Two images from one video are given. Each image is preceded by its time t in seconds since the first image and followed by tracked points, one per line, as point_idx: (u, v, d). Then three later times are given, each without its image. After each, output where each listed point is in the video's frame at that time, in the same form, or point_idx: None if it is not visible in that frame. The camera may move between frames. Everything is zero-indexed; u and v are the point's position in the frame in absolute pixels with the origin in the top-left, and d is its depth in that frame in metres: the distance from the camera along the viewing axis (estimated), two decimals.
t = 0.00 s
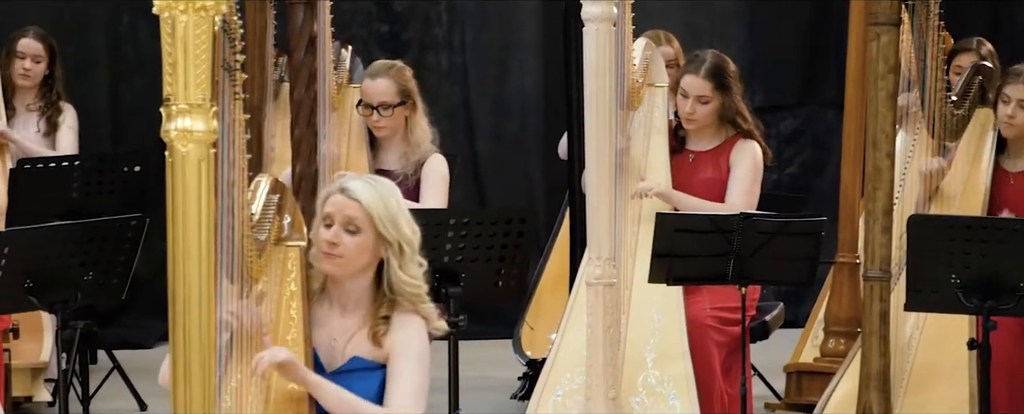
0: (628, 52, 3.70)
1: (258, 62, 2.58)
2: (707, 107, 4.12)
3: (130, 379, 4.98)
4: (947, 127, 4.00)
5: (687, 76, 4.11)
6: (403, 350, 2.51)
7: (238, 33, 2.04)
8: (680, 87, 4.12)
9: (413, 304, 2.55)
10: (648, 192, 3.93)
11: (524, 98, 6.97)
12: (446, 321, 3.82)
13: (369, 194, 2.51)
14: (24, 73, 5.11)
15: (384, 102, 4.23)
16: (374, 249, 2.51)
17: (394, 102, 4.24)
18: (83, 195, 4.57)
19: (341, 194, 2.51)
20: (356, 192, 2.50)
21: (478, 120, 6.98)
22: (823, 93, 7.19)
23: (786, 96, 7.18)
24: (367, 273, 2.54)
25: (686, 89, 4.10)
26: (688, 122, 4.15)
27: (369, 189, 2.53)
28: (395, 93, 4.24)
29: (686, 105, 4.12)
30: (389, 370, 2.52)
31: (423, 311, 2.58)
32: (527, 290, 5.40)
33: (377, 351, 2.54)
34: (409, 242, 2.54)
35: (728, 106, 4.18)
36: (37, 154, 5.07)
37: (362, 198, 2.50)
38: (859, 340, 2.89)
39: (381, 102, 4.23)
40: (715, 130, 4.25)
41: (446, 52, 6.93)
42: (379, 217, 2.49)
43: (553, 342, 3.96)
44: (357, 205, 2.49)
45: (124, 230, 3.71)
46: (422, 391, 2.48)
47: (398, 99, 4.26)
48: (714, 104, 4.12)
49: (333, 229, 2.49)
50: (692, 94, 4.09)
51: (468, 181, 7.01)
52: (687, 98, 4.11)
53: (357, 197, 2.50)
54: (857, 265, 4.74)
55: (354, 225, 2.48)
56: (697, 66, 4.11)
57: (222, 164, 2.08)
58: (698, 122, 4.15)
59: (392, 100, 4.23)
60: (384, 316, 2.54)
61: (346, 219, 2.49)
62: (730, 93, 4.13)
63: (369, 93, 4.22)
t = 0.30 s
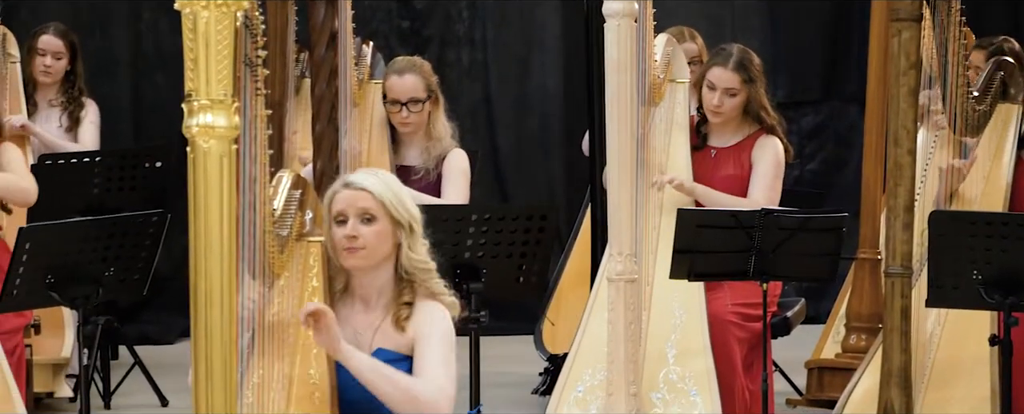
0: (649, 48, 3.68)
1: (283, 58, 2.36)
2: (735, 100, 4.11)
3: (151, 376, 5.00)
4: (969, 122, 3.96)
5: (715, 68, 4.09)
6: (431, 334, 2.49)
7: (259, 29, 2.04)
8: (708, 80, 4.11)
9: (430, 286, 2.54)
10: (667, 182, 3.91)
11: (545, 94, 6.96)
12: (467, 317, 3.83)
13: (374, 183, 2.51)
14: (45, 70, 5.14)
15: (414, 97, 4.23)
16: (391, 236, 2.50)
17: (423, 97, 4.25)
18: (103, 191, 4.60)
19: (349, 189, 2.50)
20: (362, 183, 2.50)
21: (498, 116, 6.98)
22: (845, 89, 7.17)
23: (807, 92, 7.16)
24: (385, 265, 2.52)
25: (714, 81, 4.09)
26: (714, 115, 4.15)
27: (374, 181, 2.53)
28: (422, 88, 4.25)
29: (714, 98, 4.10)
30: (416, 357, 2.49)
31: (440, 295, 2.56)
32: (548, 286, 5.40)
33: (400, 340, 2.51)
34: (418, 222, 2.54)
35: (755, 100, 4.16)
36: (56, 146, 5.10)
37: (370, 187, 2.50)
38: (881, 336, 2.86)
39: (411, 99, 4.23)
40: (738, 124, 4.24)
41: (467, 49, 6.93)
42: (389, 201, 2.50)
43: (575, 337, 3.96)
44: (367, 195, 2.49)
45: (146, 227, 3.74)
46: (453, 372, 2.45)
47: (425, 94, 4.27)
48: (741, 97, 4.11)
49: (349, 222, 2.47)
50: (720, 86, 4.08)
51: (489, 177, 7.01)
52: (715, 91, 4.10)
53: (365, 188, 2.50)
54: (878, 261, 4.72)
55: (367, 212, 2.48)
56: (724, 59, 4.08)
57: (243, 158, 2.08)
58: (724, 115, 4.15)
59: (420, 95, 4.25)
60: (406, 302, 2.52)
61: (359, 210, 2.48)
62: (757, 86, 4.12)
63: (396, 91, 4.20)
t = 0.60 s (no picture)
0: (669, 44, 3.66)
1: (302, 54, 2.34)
2: (758, 92, 4.10)
3: (172, 372, 5.01)
4: (988, 119, 3.90)
5: (739, 60, 4.08)
6: (448, 342, 2.48)
7: (279, 25, 2.03)
8: (731, 72, 4.10)
9: (454, 292, 2.54)
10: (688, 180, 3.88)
11: (565, 90, 6.96)
12: (487, 314, 3.82)
13: (412, 183, 2.51)
14: (64, 66, 5.16)
15: (437, 91, 4.23)
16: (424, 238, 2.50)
17: (446, 91, 4.25)
18: (124, 187, 4.61)
19: (384, 187, 2.49)
20: (400, 182, 2.49)
21: (518, 112, 6.97)
22: (865, 85, 7.14)
23: (828, 89, 7.13)
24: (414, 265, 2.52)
25: (737, 75, 4.08)
26: (737, 108, 4.13)
27: (409, 181, 2.52)
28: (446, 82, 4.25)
29: (737, 90, 4.09)
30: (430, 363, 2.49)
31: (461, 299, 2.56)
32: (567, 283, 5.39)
33: (418, 342, 2.51)
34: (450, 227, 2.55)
35: (777, 93, 4.15)
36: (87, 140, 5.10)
37: (408, 187, 2.49)
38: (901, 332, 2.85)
39: (433, 92, 4.22)
40: (759, 120, 4.22)
41: (487, 45, 6.92)
42: (427, 204, 2.50)
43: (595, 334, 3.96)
44: (405, 195, 2.48)
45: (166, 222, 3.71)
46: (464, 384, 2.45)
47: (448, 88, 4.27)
48: (764, 90, 4.10)
49: (385, 222, 2.47)
50: (744, 79, 4.06)
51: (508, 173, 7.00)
52: (739, 83, 4.08)
53: (403, 187, 2.49)
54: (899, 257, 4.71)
55: (405, 214, 2.48)
56: (747, 53, 4.08)
57: (263, 155, 2.08)
58: (748, 108, 4.13)
59: (444, 89, 4.24)
60: (426, 307, 2.52)
61: (396, 210, 2.48)
62: (781, 79, 4.12)
63: (419, 84, 4.21)
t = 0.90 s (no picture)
0: (690, 41, 3.64)
1: (323, 54, 2.29)
2: (780, 86, 4.08)
3: (194, 370, 5.02)
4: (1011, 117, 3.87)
5: (762, 54, 4.07)
6: (471, 315, 2.41)
7: (302, 24, 2.03)
8: (753, 66, 4.09)
9: (467, 283, 2.47)
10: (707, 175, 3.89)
11: (586, 89, 6.95)
12: (509, 310, 3.87)
13: (408, 186, 2.43)
14: (79, 65, 5.20)
15: (463, 85, 4.29)
16: (423, 240, 2.43)
17: (473, 87, 4.30)
18: (145, 185, 4.62)
19: (382, 188, 2.42)
20: (395, 186, 2.41)
21: (540, 110, 6.96)
22: (887, 83, 7.10)
23: (848, 87, 7.10)
24: (421, 264, 2.46)
25: (759, 69, 4.07)
26: (759, 102, 4.11)
27: (409, 182, 2.44)
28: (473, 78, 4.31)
29: (759, 84, 4.08)
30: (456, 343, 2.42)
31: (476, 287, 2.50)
32: (588, 281, 5.38)
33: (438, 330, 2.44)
34: (454, 226, 2.45)
35: (800, 89, 4.14)
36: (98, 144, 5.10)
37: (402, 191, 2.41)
38: (923, 331, 2.82)
39: (461, 86, 4.28)
40: (781, 117, 4.21)
41: (508, 43, 6.91)
42: (421, 206, 2.41)
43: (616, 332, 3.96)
44: (398, 199, 2.41)
45: (189, 220, 3.75)
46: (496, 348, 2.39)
47: (475, 85, 4.33)
48: (787, 84, 4.09)
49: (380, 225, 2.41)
50: (766, 73, 4.05)
51: (529, 171, 6.99)
52: (760, 77, 4.07)
53: (396, 190, 2.41)
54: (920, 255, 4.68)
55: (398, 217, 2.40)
56: (769, 47, 4.08)
57: (284, 153, 2.09)
58: (770, 102, 4.11)
59: (469, 84, 4.29)
60: (443, 295, 2.46)
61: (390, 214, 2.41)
62: (802, 74, 4.11)
63: (446, 77, 4.27)
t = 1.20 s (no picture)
0: (713, 39, 3.62)
1: (346, 52, 2.28)
2: (801, 87, 4.07)
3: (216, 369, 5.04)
4: None
5: (783, 55, 4.05)
6: (489, 336, 2.44)
7: (325, 24, 2.04)
8: (775, 67, 4.07)
9: (496, 296, 2.50)
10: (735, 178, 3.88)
11: (608, 87, 6.95)
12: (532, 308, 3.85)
13: (447, 191, 2.43)
14: (110, 63, 5.21)
15: (485, 81, 4.28)
16: (455, 246, 2.45)
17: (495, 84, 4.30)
18: (168, 184, 4.64)
19: (421, 190, 2.43)
20: (434, 189, 2.42)
21: (562, 109, 6.95)
22: (910, 82, 7.07)
23: (871, 86, 7.07)
24: (446, 270, 2.50)
25: (781, 70, 4.06)
26: (780, 102, 4.10)
27: (448, 187, 2.45)
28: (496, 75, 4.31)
29: (780, 85, 4.06)
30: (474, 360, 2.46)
31: (508, 300, 2.53)
32: (610, 280, 5.37)
33: (459, 340, 2.50)
34: (487, 239, 2.47)
35: (821, 88, 4.12)
36: (125, 131, 5.12)
37: (439, 195, 2.42)
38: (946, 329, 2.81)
39: (483, 82, 4.28)
40: (803, 116, 4.20)
41: (531, 42, 6.89)
42: (458, 216, 2.43)
43: (639, 331, 3.95)
44: (436, 204, 2.41)
45: (212, 219, 3.76)
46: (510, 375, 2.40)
47: (498, 82, 4.33)
48: (808, 85, 4.07)
49: (414, 227, 2.42)
50: (788, 73, 4.03)
51: (551, 170, 6.99)
52: (782, 78, 4.05)
53: (436, 194, 2.42)
54: (944, 254, 4.66)
55: (434, 223, 2.42)
56: (791, 48, 4.05)
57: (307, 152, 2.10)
58: (791, 103, 4.10)
59: (492, 81, 4.29)
60: (466, 306, 2.49)
61: (426, 218, 2.42)
62: (823, 74, 4.09)
63: (469, 73, 4.27)
